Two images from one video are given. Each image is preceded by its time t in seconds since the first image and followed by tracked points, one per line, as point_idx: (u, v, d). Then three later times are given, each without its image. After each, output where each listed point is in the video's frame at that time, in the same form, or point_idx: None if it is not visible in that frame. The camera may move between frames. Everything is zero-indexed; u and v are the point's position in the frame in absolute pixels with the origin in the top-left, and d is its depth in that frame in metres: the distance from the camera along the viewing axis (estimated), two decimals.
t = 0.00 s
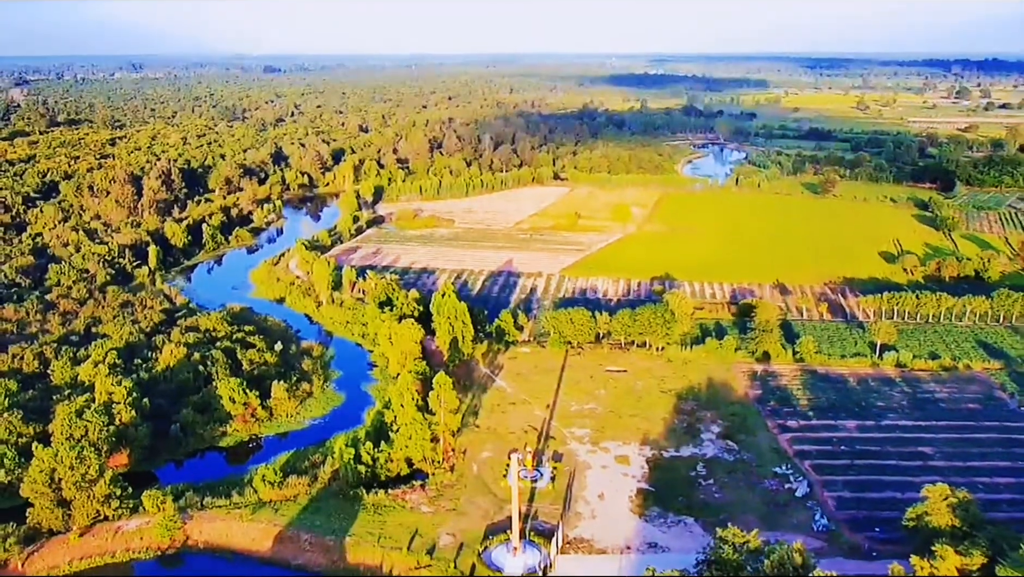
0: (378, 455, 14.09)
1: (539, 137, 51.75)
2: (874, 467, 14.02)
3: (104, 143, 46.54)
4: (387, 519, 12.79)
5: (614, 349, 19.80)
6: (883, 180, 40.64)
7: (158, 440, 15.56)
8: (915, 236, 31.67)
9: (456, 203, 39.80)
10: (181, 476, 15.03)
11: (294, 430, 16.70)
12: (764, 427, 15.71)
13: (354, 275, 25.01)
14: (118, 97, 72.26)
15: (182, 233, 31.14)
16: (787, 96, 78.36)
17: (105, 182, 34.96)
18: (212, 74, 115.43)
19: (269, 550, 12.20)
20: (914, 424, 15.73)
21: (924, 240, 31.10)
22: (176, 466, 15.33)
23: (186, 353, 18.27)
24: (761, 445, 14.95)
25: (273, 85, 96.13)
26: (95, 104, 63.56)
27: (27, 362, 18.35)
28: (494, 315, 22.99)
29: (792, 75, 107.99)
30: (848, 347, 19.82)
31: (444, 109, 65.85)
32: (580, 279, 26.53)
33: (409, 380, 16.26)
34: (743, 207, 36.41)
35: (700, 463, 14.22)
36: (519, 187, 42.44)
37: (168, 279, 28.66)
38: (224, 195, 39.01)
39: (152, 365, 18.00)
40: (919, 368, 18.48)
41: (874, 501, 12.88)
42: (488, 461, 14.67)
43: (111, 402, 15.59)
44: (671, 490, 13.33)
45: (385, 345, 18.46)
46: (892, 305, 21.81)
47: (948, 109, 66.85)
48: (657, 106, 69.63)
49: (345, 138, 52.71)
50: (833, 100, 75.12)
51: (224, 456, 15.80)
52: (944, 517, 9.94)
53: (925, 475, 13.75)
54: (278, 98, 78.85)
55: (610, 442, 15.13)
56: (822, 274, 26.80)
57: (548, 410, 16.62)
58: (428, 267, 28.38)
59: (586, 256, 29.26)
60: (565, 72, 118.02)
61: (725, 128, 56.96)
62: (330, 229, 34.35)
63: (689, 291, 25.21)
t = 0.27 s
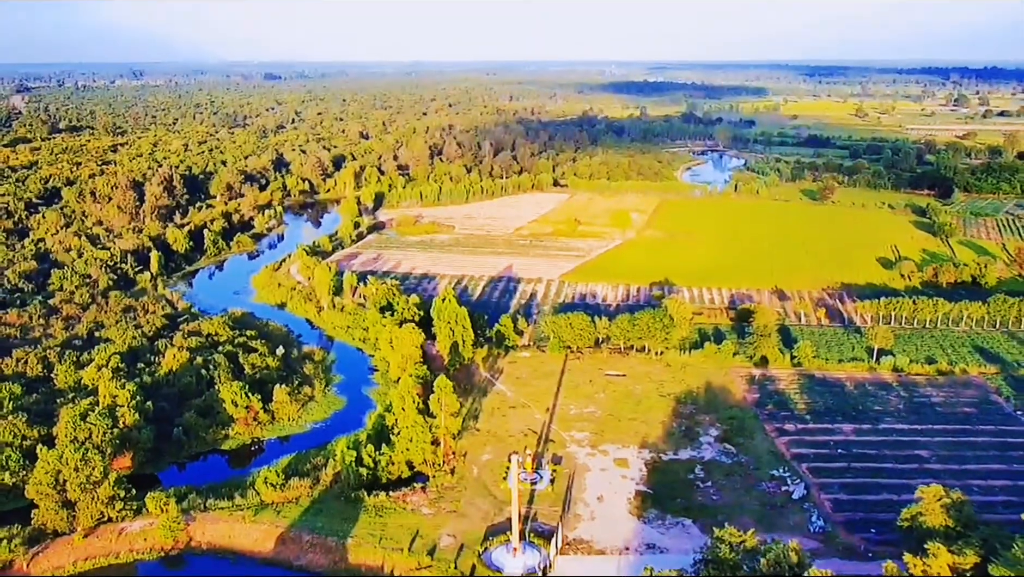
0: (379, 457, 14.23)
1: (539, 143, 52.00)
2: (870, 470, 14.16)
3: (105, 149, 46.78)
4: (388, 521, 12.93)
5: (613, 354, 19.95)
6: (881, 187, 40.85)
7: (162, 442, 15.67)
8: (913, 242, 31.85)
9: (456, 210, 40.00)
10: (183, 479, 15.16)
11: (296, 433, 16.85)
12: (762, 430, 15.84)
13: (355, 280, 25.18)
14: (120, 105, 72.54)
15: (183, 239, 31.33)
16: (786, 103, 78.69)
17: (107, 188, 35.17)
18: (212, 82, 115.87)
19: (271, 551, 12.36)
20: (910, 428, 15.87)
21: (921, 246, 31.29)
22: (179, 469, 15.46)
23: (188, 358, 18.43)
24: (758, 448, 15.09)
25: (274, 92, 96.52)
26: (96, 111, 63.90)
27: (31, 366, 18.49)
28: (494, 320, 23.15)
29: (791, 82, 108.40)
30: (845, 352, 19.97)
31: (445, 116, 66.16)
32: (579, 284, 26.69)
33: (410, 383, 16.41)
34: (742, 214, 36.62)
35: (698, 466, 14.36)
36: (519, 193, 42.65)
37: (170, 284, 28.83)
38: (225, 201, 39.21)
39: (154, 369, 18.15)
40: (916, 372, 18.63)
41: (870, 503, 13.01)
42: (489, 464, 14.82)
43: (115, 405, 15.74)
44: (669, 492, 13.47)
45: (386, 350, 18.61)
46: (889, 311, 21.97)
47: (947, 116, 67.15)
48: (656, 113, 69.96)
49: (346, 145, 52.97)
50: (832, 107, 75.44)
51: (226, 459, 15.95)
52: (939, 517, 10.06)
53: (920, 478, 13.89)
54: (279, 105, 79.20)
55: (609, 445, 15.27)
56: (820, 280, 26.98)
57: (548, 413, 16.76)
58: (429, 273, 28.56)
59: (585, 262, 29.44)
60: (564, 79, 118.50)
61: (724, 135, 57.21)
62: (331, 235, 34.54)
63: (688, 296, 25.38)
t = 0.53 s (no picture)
0: (380, 461, 14.36)
1: (538, 152, 52.28)
2: (867, 474, 14.30)
3: (107, 157, 47.02)
4: (389, 524, 13.06)
5: (613, 360, 20.11)
6: (879, 196, 41.08)
7: (165, 446, 15.81)
8: (911, 250, 32.04)
9: (456, 218, 40.21)
10: (186, 483, 15.28)
11: (298, 438, 16.98)
12: (760, 435, 15.99)
13: (356, 287, 25.34)
14: (121, 113, 72.89)
15: (185, 246, 31.53)
16: (785, 112, 79.02)
17: (109, 196, 35.38)
18: (214, 90, 116.23)
19: (274, 553, 12.48)
20: (906, 433, 16.02)
21: (919, 254, 31.48)
22: (182, 473, 15.58)
23: (191, 363, 18.58)
24: (756, 452, 15.23)
25: (275, 100, 96.93)
26: (98, 119, 64.20)
27: (35, 371, 18.64)
28: (494, 326, 23.32)
29: (790, 91, 108.87)
30: (843, 358, 20.12)
31: (445, 124, 66.49)
32: (578, 291, 26.86)
33: (411, 388, 16.55)
34: (741, 222, 36.82)
35: (697, 470, 14.50)
36: (519, 201, 42.88)
37: (171, 290, 29.01)
38: (227, 208, 39.41)
39: (157, 375, 18.30)
40: (913, 378, 18.77)
41: (867, 507, 13.14)
42: (489, 468, 14.95)
43: (118, 409, 15.89)
44: (668, 496, 13.60)
45: (387, 355, 18.74)
46: (886, 318, 22.12)
47: (946, 125, 67.47)
48: (656, 122, 70.25)
49: (347, 153, 53.24)
50: (831, 116, 75.78)
51: (229, 463, 16.07)
52: (933, 519, 10.21)
53: (916, 482, 14.02)
54: (279, 113, 79.49)
55: (607, 450, 15.41)
56: (818, 287, 27.17)
57: (547, 418, 16.90)
58: (429, 280, 28.73)
59: (585, 269, 29.61)
60: (565, 88, 118.98)
61: (723, 144, 57.50)
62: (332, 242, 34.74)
63: (687, 303, 25.55)
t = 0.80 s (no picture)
0: (381, 472, 14.47)
1: (539, 166, 52.59)
2: (864, 485, 14.40)
3: (110, 171, 47.32)
4: (390, 534, 13.16)
5: (612, 372, 20.24)
6: (877, 210, 41.31)
7: (168, 457, 15.95)
8: (909, 264, 32.22)
9: (457, 231, 40.44)
10: (188, 493, 15.38)
11: (299, 449, 17.09)
12: (758, 447, 16.10)
13: (357, 300, 25.50)
14: (124, 128, 73.33)
15: (187, 259, 31.73)
16: (784, 127, 79.49)
17: (112, 209, 35.63)
18: (216, 105, 116.84)
19: (276, 563, 12.47)
20: (904, 445, 16.13)
21: (917, 267, 31.66)
22: (184, 484, 15.68)
23: (193, 375, 18.73)
24: (754, 464, 15.35)
25: (276, 115, 97.51)
26: (100, 134, 64.59)
27: (38, 383, 18.75)
28: (494, 339, 23.47)
29: (789, 107, 109.53)
30: (841, 371, 20.24)
31: (446, 139, 66.89)
32: (578, 305, 27.02)
33: (412, 399, 16.69)
34: (740, 236, 37.02)
35: (696, 481, 14.61)
36: (519, 216, 43.13)
37: (174, 303, 29.18)
38: (229, 222, 39.63)
39: (160, 387, 18.44)
40: (910, 391, 18.89)
41: (864, 517, 13.25)
42: (489, 479, 15.06)
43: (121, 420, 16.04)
44: (667, 507, 13.71)
45: (388, 367, 18.88)
46: (884, 331, 22.27)
47: (944, 140, 67.86)
48: (655, 137, 70.69)
49: (348, 168, 53.56)
50: (830, 131, 76.20)
51: (231, 473, 16.18)
52: (928, 528, 10.30)
53: (913, 493, 14.12)
54: (281, 128, 80.02)
55: (607, 461, 15.52)
56: (817, 301, 27.33)
57: (547, 430, 17.02)
58: (430, 293, 28.90)
59: (585, 282, 29.79)
60: (565, 103, 119.67)
61: (723, 158, 57.83)
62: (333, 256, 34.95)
63: (686, 316, 25.71)
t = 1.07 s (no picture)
0: (383, 480, 14.58)
1: (539, 179, 52.87)
2: (862, 494, 14.52)
3: (112, 183, 47.58)
4: (391, 542, 13.27)
5: (612, 383, 20.37)
6: (876, 223, 41.53)
7: (170, 465, 16.06)
8: (907, 275, 32.40)
9: (458, 243, 40.64)
10: (190, 502, 15.48)
11: (301, 458, 17.21)
12: (757, 456, 16.22)
13: (358, 311, 25.66)
14: (126, 139, 73.72)
15: (190, 270, 31.92)
16: (783, 140, 79.86)
17: (115, 221, 35.84)
18: (217, 117, 117.26)
19: (277, 569, 12.55)
20: (901, 454, 16.25)
21: (916, 279, 31.84)
22: (186, 492, 15.78)
23: (195, 385, 18.86)
24: (753, 473, 15.46)
25: (278, 127, 97.94)
26: (102, 146, 64.91)
27: (42, 392, 18.89)
28: (494, 350, 23.61)
29: (789, 120, 110.05)
30: (839, 381, 20.36)
31: (446, 152, 67.22)
32: (578, 316, 27.17)
33: (413, 408, 16.82)
34: (739, 247, 37.22)
35: (695, 490, 14.72)
36: (519, 228, 43.36)
37: (176, 313, 29.34)
38: (231, 233, 39.85)
39: (162, 396, 18.56)
40: (908, 402, 19.01)
41: (861, 526, 13.35)
42: (490, 487, 15.18)
43: (125, 428, 16.16)
44: (666, 515, 13.81)
45: (389, 377, 19.02)
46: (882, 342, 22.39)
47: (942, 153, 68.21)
48: (655, 149, 71.04)
49: (349, 180, 53.83)
50: (829, 144, 76.57)
51: (233, 482, 16.28)
52: (924, 534, 10.39)
53: (910, 502, 14.24)
54: (282, 140, 80.43)
55: (607, 470, 15.63)
56: (816, 312, 27.49)
57: (548, 439, 17.14)
58: (430, 304, 29.06)
59: (585, 294, 29.96)
60: (565, 116, 120.22)
61: (722, 171, 58.12)
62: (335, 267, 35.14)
63: (686, 327, 25.86)
